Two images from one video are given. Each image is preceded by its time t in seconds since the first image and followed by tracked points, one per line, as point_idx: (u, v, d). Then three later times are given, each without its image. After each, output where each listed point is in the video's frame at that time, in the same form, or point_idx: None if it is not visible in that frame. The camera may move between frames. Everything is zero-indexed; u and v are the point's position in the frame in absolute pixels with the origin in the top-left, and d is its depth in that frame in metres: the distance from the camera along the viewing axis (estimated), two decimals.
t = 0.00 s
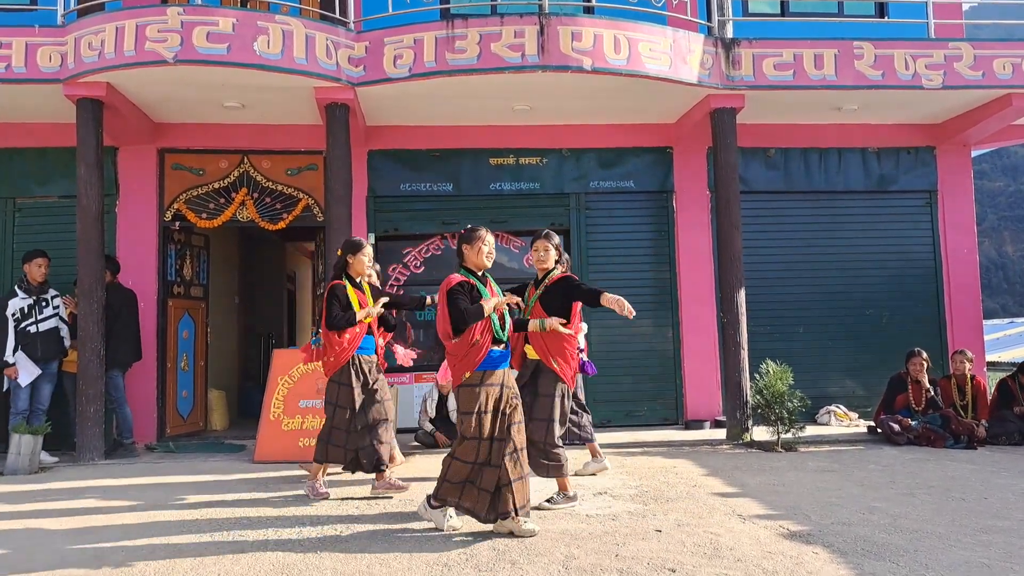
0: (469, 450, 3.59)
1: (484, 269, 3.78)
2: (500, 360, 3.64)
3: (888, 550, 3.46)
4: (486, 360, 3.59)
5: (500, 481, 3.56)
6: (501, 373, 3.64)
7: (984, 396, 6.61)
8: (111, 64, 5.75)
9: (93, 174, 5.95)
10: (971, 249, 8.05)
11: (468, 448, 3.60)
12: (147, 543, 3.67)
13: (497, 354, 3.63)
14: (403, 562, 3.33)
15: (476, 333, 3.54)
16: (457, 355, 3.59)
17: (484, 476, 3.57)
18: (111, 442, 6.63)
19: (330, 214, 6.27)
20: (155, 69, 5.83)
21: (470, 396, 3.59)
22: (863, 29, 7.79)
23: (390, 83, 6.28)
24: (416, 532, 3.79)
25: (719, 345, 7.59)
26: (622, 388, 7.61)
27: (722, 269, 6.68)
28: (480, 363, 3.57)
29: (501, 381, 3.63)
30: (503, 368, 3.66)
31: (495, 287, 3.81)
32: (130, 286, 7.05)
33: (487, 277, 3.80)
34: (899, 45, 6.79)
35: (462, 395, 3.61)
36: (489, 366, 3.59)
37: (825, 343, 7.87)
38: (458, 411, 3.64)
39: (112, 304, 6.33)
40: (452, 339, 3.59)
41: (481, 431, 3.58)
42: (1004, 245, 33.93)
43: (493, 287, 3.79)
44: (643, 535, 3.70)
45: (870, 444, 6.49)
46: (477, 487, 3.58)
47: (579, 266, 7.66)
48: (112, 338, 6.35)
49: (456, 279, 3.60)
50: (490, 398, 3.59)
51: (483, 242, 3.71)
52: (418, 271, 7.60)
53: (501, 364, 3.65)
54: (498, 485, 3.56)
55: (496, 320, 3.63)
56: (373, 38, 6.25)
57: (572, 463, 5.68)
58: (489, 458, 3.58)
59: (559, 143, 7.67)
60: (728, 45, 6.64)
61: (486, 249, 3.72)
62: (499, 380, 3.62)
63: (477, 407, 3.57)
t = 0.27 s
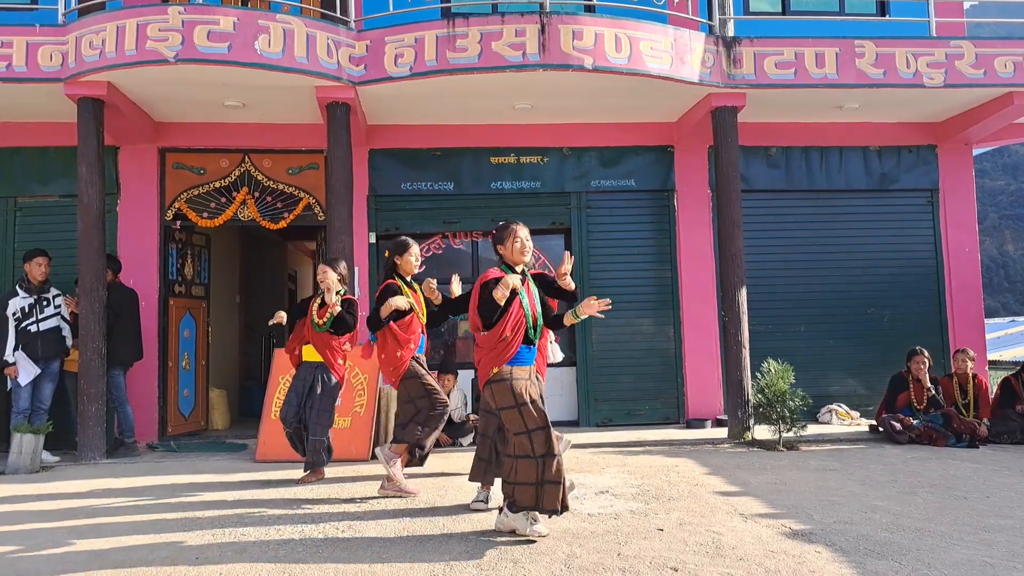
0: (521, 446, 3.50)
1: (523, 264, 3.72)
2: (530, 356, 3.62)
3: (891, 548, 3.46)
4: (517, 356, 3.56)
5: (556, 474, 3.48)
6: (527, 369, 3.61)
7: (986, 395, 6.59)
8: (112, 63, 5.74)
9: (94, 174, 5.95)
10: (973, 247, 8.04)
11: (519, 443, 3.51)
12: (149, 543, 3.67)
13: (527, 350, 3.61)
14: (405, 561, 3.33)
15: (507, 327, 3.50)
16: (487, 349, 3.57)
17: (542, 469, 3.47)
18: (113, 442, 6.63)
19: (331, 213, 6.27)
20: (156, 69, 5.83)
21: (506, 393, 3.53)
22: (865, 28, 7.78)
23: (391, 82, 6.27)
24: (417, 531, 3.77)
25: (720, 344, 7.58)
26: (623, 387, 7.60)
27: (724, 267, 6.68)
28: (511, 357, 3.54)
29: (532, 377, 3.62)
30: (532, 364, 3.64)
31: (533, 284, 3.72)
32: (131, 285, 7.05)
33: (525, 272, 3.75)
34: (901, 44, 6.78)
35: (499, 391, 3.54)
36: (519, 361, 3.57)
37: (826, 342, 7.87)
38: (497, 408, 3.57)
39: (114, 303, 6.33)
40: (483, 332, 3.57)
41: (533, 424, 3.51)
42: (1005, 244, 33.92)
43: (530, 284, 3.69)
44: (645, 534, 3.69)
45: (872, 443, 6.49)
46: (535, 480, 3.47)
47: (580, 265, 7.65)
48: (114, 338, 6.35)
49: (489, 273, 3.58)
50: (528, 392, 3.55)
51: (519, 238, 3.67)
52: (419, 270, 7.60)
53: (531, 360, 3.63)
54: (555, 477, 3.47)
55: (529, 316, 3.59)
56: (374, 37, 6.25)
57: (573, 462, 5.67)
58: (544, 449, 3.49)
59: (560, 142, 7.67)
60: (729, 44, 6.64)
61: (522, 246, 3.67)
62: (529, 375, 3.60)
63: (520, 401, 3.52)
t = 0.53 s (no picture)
0: (535, 449, 3.46)
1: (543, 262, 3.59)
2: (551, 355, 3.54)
3: (894, 547, 3.45)
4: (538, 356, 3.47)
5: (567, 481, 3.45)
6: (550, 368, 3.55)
7: (988, 393, 6.57)
8: (113, 61, 5.74)
9: (95, 173, 5.95)
10: (975, 245, 8.04)
11: (532, 446, 3.47)
12: (150, 542, 3.67)
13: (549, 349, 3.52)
14: (407, 560, 3.33)
15: (529, 327, 3.40)
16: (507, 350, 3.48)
17: (554, 475, 3.43)
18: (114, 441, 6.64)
19: (332, 211, 6.26)
20: (157, 67, 5.82)
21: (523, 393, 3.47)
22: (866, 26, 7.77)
23: (392, 80, 6.27)
24: (418, 530, 3.77)
25: (722, 343, 7.58)
26: (625, 386, 7.60)
27: (725, 266, 6.67)
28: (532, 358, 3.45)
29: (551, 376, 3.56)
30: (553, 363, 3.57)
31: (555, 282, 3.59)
32: (132, 284, 7.05)
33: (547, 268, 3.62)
34: (902, 42, 6.77)
35: (518, 390, 3.47)
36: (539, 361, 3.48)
37: (828, 341, 7.86)
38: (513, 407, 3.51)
39: (115, 302, 6.33)
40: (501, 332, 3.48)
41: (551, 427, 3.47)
42: (1005, 242, 33.91)
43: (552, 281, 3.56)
44: (647, 532, 3.69)
45: (874, 442, 6.48)
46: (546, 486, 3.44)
47: (581, 264, 7.65)
48: (115, 337, 6.35)
49: (510, 274, 3.47)
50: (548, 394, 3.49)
51: (540, 234, 3.53)
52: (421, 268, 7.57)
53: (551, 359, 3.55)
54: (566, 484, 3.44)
55: (552, 314, 3.48)
56: (375, 35, 6.24)
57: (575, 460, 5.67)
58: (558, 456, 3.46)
59: (561, 140, 7.66)
60: (730, 42, 6.63)
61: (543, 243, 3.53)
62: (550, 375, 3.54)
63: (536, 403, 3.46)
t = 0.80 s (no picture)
0: (538, 449, 3.44)
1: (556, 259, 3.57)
2: (559, 354, 3.50)
3: (896, 545, 3.45)
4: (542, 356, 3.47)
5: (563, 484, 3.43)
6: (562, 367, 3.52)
7: (989, 391, 6.55)
8: (113, 60, 5.73)
9: (96, 171, 5.95)
10: (976, 243, 8.03)
11: (536, 445, 3.45)
12: (152, 540, 3.67)
13: (555, 349, 3.49)
14: (409, 559, 3.33)
15: (530, 324, 3.44)
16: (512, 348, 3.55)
17: (551, 477, 3.43)
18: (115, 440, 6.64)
19: (333, 210, 6.26)
20: (158, 65, 5.82)
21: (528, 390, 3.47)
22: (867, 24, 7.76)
23: (393, 78, 6.26)
24: (420, 528, 3.77)
25: (722, 341, 7.58)
26: (626, 384, 7.59)
27: (726, 264, 6.66)
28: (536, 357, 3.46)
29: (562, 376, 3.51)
30: (564, 363, 3.53)
31: (565, 278, 3.52)
32: (133, 282, 7.05)
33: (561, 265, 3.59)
34: (904, 39, 6.76)
35: (523, 387, 3.49)
36: (543, 360, 3.47)
37: (829, 339, 7.86)
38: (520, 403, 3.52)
39: (116, 301, 6.33)
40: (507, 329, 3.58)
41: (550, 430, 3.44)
42: (1005, 240, 33.89)
43: (560, 277, 3.51)
44: (648, 530, 3.69)
45: (875, 440, 6.48)
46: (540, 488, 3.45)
47: (582, 262, 7.64)
48: (116, 336, 6.35)
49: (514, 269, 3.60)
50: (551, 395, 3.46)
51: (550, 231, 3.52)
52: (422, 267, 7.56)
53: (560, 359, 3.50)
54: (561, 487, 3.43)
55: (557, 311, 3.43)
56: (375, 33, 6.23)
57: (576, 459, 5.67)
58: (555, 459, 3.43)
59: (561, 138, 7.65)
60: (731, 40, 6.62)
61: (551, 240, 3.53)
62: (559, 375, 3.50)
63: (540, 402, 3.45)
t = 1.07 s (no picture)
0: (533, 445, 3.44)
1: (573, 260, 3.59)
2: (557, 354, 3.50)
3: (897, 542, 3.44)
4: (537, 353, 3.51)
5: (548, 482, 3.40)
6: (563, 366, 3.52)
7: (990, 389, 6.55)
8: (113, 57, 5.72)
9: (96, 169, 5.94)
10: (977, 241, 8.01)
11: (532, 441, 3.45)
12: (153, 538, 3.67)
13: (552, 348, 3.50)
14: (410, 556, 3.32)
15: (527, 319, 3.53)
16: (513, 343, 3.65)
17: (536, 473, 3.41)
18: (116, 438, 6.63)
19: (333, 208, 6.25)
20: (158, 63, 5.81)
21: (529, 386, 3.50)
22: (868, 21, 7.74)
23: (393, 76, 6.25)
24: (421, 526, 3.77)
25: (723, 339, 7.57)
26: (627, 382, 7.59)
27: (727, 261, 6.65)
28: (531, 354, 3.52)
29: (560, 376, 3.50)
30: (563, 364, 3.51)
31: (575, 280, 3.52)
32: (134, 280, 7.05)
33: (577, 268, 3.59)
34: (905, 37, 6.74)
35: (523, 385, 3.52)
36: (537, 358, 3.50)
37: (830, 337, 7.85)
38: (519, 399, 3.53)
39: (116, 299, 6.33)
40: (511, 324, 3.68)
41: (537, 425, 3.43)
42: (1006, 238, 33.88)
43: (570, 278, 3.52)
44: (649, 528, 3.68)
45: (876, 437, 6.47)
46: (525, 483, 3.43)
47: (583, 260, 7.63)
48: (117, 334, 6.35)
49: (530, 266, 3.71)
50: (542, 390, 3.47)
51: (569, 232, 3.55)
52: (422, 265, 7.55)
53: (558, 359, 3.50)
54: (546, 484, 3.40)
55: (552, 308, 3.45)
56: (376, 30, 6.22)
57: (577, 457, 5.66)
58: (542, 455, 3.41)
59: (562, 136, 7.64)
60: (732, 37, 6.60)
61: (564, 241, 3.57)
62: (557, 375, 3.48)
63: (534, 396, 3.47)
